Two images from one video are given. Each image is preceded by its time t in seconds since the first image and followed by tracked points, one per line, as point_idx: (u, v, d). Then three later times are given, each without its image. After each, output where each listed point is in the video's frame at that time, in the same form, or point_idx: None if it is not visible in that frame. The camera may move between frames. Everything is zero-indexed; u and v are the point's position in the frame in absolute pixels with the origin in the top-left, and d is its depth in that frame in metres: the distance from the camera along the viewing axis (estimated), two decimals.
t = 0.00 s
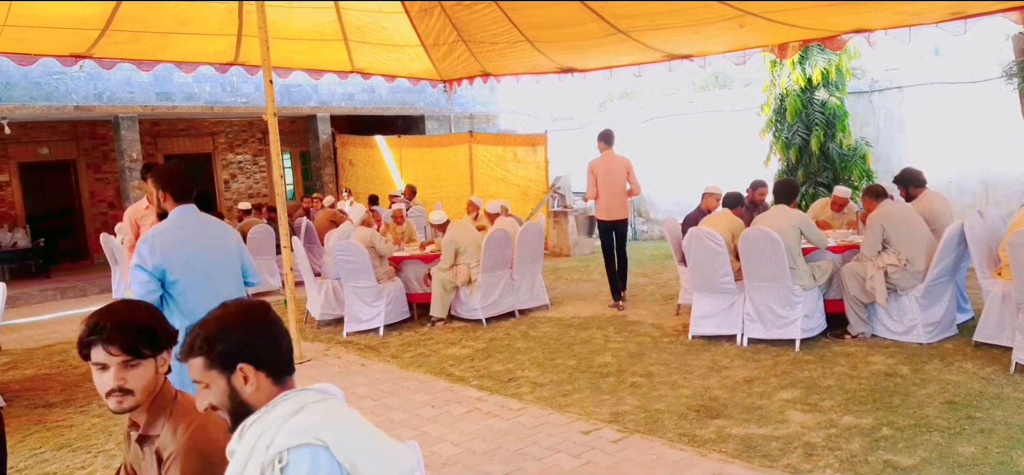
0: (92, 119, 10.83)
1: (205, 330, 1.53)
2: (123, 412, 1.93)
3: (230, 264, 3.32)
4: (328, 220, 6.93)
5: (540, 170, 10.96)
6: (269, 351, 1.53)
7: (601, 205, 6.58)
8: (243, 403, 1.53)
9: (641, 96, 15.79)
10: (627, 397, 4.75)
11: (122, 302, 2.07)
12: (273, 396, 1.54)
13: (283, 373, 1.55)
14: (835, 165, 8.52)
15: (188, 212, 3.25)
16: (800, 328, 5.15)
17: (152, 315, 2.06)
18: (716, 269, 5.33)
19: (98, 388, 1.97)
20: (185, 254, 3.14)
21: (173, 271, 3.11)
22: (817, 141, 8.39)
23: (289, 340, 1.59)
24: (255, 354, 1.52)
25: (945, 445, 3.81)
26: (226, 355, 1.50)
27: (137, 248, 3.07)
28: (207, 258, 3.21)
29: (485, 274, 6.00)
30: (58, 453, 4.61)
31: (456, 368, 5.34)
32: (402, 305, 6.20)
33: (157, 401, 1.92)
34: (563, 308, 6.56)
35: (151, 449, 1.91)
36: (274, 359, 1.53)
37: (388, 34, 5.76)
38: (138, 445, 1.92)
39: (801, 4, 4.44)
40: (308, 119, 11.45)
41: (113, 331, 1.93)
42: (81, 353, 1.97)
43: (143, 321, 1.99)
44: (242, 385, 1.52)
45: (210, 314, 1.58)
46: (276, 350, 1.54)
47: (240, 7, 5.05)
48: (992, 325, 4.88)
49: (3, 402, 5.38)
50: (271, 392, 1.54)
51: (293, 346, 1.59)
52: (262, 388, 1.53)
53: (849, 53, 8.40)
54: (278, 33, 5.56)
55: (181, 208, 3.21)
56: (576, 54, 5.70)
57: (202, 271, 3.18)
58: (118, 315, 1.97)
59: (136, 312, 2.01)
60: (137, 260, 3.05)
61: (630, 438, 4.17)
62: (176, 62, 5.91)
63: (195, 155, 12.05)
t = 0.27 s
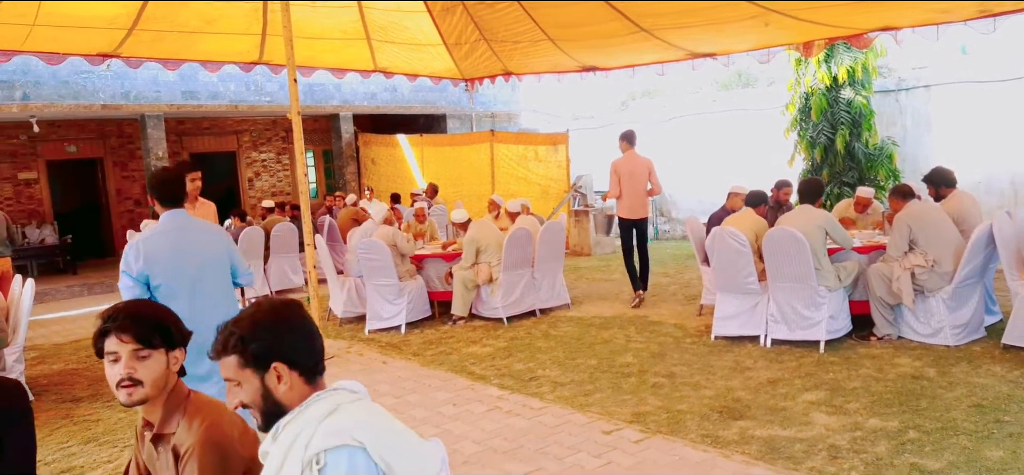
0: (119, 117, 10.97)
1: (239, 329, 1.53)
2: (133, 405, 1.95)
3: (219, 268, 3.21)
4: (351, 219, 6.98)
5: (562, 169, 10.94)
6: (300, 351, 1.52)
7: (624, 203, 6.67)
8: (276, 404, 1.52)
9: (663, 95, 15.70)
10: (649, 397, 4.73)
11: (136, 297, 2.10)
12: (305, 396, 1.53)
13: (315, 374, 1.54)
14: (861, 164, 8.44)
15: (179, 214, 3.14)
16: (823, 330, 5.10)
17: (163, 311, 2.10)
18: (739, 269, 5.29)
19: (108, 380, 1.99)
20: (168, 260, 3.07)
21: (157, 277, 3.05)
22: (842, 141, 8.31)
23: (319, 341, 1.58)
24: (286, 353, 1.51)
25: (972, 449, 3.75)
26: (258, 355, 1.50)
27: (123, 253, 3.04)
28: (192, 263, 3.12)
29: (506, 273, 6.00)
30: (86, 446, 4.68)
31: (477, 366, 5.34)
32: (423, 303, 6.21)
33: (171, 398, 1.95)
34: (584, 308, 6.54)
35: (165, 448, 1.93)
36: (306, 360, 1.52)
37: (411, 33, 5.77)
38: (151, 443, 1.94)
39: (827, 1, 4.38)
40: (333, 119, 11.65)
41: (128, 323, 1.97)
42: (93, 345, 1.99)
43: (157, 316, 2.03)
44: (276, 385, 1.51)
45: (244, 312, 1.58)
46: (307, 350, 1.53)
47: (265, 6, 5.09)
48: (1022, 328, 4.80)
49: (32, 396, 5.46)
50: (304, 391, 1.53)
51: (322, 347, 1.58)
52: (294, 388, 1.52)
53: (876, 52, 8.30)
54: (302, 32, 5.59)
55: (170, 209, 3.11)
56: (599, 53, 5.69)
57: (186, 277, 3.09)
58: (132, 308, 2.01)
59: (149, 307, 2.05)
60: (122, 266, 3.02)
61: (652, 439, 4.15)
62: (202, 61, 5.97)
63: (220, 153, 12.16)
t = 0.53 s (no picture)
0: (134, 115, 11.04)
1: (240, 325, 1.56)
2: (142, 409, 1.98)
3: (196, 254, 3.61)
4: (362, 217, 7.00)
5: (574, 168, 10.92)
6: (300, 352, 1.53)
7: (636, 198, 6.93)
8: (269, 401, 1.54)
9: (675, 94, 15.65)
10: (661, 397, 4.72)
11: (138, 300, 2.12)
12: (299, 399, 1.54)
13: (314, 377, 1.54)
14: (875, 164, 8.40)
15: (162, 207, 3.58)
16: (836, 330, 5.07)
17: (162, 310, 2.12)
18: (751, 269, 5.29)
19: (115, 385, 2.04)
20: (146, 246, 3.49)
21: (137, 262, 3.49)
22: (857, 140, 8.27)
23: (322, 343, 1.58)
24: (285, 355, 1.52)
25: (988, 451, 3.72)
26: (256, 354, 1.52)
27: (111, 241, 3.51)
28: (169, 249, 3.54)
29: (518, 272, 6.00)
30: (100, 442, 4.72)
31: (488, 365, 5.35)
32: (435, 301, 6.22)
33: (177, 396, 1.98)
34: (595, 307, 6.53)
35: (174, 446, 1.96)
36: (304, 362, 1.53)
37: (424, 32, 5.78)
38: (160, 443, 1.97)
39: None
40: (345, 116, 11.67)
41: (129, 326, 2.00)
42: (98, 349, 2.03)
43: (157, 317, 2.05)
44: (269, 385, 1.53)
45: (250, 307, 1.61)
46: (308, 352, 1.54)
47: (279, 5, 5.12)
48: None
49: (47, 392, 5.51)
50: (299, 393, 1.54)
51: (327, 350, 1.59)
52: (289, 390, 1.53)
53: (891, 50, 8.25)
54: (315, 31, 5.61)
55: (155, 202, 3.55)
56: (611, 52, 5.68)
57: (163, 261, 3.51)
58: (131, 310, 2.04)
59: (149, 308, 2.08)
60: (109, 253, 3.50)
61: (664, 439, 4.15)
62: (216, 60, 6.00)
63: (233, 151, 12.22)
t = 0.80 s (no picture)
0: (149, 113, 11.10)
1: (234, 327, 1.62)
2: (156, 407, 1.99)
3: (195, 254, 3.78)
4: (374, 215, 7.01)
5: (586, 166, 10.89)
6: (290, 356, 1.58)
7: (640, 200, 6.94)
8: (260, 402, 1.60)
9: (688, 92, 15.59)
10: (673, 395, 4.70)
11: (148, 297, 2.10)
12: (288, 400, 1.59)
13: (304, 379, 1.59)
14: (890, 162, 8.35)
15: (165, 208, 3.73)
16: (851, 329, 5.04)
17: (174, 309, 2.10)
18: (765, 268, 5.26)
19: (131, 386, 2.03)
20: (149, 245, 3.65)
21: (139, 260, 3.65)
22: (871, 138, 8.22)
23: (315, 346, 1.62)
24: (275, 358, 1.57)
25: (1003, 452, 3.69)
26: (247, 356, 1.58)
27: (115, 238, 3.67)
28: (170, 248, 3.69)
29: (530, 270, 6.00)
30: (114, 437, 4.75)
31: (500, 363, 5.35)
32: (447, 299, 6.23)
33: (191, 394, 1.99)
34: (607, 305, 6.52)
35: (190, 441, 1.97)
36: (294, 364, 1.57)
37: (436, 29, 5.78)
38: (177, 438, 1.98)
39: None
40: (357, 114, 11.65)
41: (141, 330, 1.98)
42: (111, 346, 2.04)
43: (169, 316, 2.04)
44: (258, 386, 1.58)
45: (245, 309, 1.66)
46: (298, 356, 1.58)
47: (292, 3, 5.14)
48: None
49: (62, 387, 5.55)
50: (288, 394, 1.59)
51: (320, 353, 1.63)
52: (278, 391, 1.59)
53: (906, 48, 8.20)
54: (328, 29, 5.62)
55: (158, 203, 3.72)
56: (623, 49, 5.66)
57: (164, 259, 3.66)
58: (141, 313, 2.02)
59: (159, 309, 2.06)
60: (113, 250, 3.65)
61: (676, 437, 4.13)
62: (230, 57, 6.02)
63: (247, 149, 12.28)
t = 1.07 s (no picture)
0: (169, 104, 11.17)
1: (225, 329, 1.65)
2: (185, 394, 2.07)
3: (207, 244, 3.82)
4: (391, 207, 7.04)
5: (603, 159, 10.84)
6: (281, 357, 1.62)
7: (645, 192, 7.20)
8: (255, 401, 1.66)
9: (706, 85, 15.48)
10: (690, 390, 4.68)
11: (173, 288, 2.25)
12: (282, 399, 1.65)
13: (297, 378, 1.64)
14: (912, 157, 8.25)
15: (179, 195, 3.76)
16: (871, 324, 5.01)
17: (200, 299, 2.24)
18: (785, 262, 5.21)
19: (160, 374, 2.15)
20: (163, 233, 3.68)
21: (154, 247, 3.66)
22: (893, 132, 8.13)
23: (306, 345, 1.66)
24: (266, 360, 1.61)
25: None
26: (239, 358, 1.62)
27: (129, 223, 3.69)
28: (184, 237, 3.72)
29: (546, 264, 5.99)
30: (134, 426, 4.80)
31: (516, 355, 5.35)
32: (463, 291, 6.24)
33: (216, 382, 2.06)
34: (623, 299, 6.50)
35: (213, 428, 1.99)
36: (286, 365, 1.62)
37: (454, 22, 5.76)
38: (199, 426, 2.01)
39: None
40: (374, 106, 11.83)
41: (167, 315, 2.13)
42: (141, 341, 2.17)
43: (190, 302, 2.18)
44: (252, 386, 1.64)
45: (235, 309, 1.69)
46: (289, 357, 1.62)
47: None
48: None
49: (84, 376, 5.62)
50: (283, 393, 1.64)
51: (312, 351, 1.67)
52: (272, 391, 1.64)
53: (929, 41, 8.09)
54: (346, 21, 5.63)
55: (172, 192, 3.74)
56: (642, 42, 5.62)
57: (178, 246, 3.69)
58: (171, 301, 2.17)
59: (186, 297, 2.20)
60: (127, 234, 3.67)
61: (693, 432, 4.12)
62: (248, 49, 6.04)
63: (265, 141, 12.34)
